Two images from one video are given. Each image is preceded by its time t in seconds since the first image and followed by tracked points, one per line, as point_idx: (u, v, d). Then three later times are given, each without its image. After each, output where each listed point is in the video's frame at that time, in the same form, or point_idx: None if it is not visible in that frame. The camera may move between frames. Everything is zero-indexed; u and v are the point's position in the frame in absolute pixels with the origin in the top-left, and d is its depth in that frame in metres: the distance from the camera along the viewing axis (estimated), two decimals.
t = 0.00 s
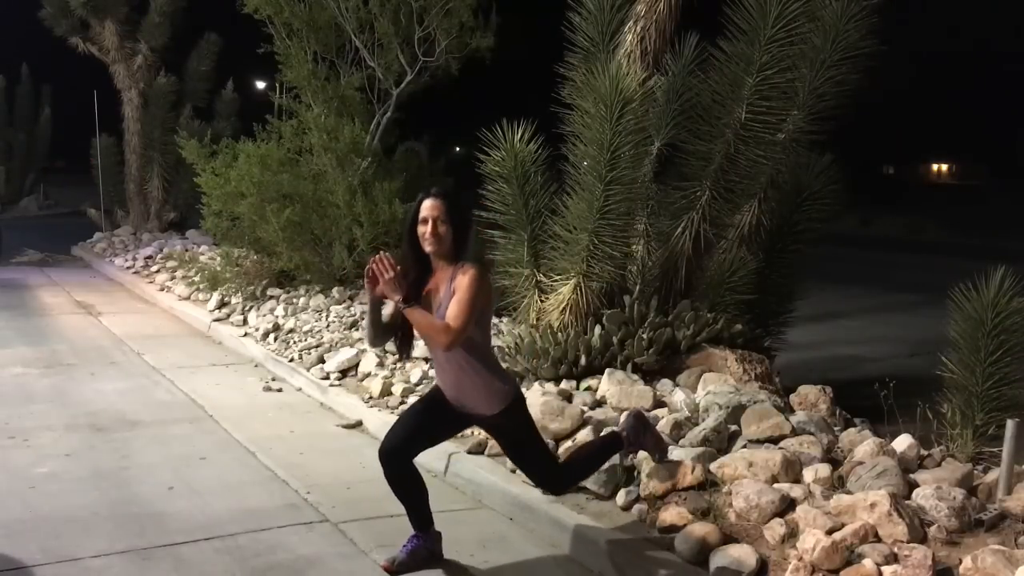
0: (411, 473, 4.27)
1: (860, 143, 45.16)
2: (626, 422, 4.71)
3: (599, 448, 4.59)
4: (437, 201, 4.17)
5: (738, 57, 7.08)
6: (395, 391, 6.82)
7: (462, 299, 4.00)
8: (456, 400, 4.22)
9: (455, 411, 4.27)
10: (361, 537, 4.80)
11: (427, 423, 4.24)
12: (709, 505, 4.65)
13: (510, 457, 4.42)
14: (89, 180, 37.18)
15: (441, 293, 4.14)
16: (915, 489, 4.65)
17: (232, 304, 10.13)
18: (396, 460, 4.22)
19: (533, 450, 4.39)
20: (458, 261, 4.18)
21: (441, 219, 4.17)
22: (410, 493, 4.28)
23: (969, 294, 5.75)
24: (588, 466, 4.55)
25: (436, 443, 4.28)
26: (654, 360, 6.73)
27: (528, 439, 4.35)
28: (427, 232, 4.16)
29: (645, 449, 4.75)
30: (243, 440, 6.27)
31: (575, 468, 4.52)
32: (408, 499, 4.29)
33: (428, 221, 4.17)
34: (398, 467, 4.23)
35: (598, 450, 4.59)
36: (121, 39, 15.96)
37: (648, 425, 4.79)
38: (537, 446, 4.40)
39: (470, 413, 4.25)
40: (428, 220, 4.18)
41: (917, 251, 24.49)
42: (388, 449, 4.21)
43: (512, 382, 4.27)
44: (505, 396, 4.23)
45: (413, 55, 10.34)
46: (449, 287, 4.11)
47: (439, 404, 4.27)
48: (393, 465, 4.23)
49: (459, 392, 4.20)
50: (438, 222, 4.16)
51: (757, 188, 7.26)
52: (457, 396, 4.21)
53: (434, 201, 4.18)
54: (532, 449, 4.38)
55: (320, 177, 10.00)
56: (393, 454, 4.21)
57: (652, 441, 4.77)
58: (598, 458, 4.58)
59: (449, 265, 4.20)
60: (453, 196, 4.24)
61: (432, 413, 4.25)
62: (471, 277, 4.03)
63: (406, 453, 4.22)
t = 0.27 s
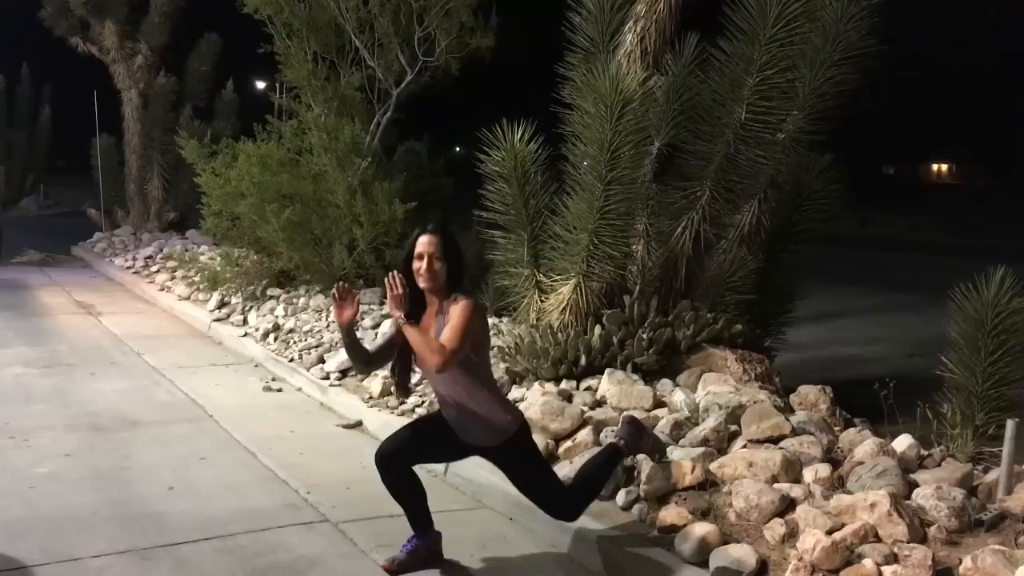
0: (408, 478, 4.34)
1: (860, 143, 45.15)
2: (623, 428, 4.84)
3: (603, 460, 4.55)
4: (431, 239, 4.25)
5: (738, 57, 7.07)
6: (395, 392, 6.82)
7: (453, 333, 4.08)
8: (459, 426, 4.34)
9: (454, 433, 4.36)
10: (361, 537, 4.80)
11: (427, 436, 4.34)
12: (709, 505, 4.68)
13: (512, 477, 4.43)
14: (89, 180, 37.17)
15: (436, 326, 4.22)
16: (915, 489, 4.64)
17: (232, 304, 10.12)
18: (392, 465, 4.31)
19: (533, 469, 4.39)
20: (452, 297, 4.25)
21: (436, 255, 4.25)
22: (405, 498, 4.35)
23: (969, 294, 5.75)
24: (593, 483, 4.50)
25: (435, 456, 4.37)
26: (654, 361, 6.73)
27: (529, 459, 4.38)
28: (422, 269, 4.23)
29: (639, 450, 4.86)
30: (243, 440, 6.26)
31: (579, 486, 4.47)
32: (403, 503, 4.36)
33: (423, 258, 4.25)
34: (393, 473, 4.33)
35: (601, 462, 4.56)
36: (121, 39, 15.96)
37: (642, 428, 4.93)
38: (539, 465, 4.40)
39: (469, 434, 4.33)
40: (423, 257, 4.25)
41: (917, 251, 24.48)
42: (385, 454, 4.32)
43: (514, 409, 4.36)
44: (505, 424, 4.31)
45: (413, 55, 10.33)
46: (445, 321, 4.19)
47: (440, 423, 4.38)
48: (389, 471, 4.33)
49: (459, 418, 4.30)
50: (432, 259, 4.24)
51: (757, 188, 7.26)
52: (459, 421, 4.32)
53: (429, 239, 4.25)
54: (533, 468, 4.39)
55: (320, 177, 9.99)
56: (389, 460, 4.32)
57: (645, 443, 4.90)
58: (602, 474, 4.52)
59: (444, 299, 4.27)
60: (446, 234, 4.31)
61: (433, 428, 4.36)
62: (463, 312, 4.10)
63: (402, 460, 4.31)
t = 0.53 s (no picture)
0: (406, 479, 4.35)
1: (860, 143, 45.16)
2: (626, 433, 4.68)
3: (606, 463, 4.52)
4: (429, 244, 4.24)
5: (738, 57, 7.07)
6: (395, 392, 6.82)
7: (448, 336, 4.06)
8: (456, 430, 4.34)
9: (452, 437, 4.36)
10: (361, 537, 4.80)
11: (425, 440, 4.35)
12: (709, 506, 4.67)
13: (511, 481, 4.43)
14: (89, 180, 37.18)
15: (433, 330, 4.21)
16: (915, 489, 4.65)
17: (232, 304, 10.13)
18: (390, 467, 4.32)
19: (533, 472, 4.39)
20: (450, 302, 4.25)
21: (434, 261, 4.24)
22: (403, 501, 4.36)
23: (969, 294, 5.75)
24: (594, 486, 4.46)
25: (433, 460, 4.37)
26: (654, 360, 6.73)
27: (528, 462, 4.39)
28: (420, 275, 4.23)
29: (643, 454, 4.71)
30: (243, 440, 6.26)
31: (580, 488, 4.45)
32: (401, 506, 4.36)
33: (420, 263, 4.24)
34: (392, 476, 4.33)
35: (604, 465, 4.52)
36: (121, 39, 15.96)
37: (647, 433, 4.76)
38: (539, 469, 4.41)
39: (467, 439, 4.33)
40: (421, 262, 4.25)
41: (917, 251, 24.50)
42: (383, 456, 4.34)
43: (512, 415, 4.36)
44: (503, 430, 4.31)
45: (413, 55, 10.33)
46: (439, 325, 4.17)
47: (439, 427, 4.38)
48: (387, 473, 4.34)
49: (457, 422, 4.30)
50: (431, 265, 4.24)
51: (757, 188, 7.27)
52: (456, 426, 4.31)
53: (427, 244, 4.25)
54: (533, 471, 4.39)
55: (320, 177, 10.00)
56: (388, 462, 4.33)
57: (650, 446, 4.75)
58: (605, 475, 4.50)
59: (442, 305, 4.27)
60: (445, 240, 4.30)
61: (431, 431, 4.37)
62: (460, 316, 4.09)
63: (401, 462, 4.33)
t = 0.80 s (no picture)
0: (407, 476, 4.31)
1: (860, 143, 45.16)
2: (627, 426, 4.78)
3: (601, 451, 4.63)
4: (425, 212, 4.22)
5: (738, 57, 7.08)
6: (395, 392, 6.82)
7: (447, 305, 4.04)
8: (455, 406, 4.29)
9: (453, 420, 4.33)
10: (361, 537, 4.80)
11: (425, 429, 4.30)
12: (709, 505, 4.67)
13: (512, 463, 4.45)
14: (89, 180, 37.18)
15: (433, 301, 4.20)
16: (915, 489, 4.65)
17: (232, 304, 10.13)
18: (393, 464, 4.28)
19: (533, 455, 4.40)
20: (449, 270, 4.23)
21: (431, 229, 4.22)
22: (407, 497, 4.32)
23: (969, 294, 5.74)
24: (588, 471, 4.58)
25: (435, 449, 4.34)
26: (654, 360, 6.72)
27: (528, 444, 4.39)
28: (419, 243, 4.22)
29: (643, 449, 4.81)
30: (243, 440, 6.26)
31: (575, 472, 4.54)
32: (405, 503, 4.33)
33: (419, 232, 4.23)
34: (395, 472, 4.29)
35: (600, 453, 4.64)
36: (121, 39, 15.96)
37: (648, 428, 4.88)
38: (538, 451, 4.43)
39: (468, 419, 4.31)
40: (419, 231, 4.23)
41: (917, 251, 24.49)
42: (384, 453, 4.27)
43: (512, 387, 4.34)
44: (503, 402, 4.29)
45: (413, 55, 10.33)
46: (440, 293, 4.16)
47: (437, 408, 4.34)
48: (390, 467, 4.29)
49: (456, 397, 4.26)
50: (428, 233, 4.22)
51: (757, 188, 7.27)
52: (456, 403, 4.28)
53: (424, 211, 4.24)
54: (533, 454, 4.40)
55: (320, 177, 10.00)
56: (390, 458, 4.27)
57: (650, 442, 4.85)
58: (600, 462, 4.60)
59: (441, 275, 4.25)
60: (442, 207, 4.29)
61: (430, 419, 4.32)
62: (460, 284, 4.08)
63: (403, 457, 4.28)
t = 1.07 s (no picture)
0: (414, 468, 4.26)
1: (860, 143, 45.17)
2: (634, 420, 4.56)
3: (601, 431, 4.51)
4: (426, 168, 4.12)
5: (737, 57, 7.08)
6: (395, 392, 6.82)
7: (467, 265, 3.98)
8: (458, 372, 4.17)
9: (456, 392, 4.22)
10: (361, 537, 4.80)
11: (431, 410, 4.20)
12: (709, 505, 4.67)
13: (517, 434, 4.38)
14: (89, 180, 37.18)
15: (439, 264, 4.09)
16: (915, 489, 4.65)
17: (232, 304, 10.13)
18: (404, 453, 4.22)
19: (538, 424, 4.34)
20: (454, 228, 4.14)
21: (433, 187, 4.11)
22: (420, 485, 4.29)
23: (969, 294, 5.74)
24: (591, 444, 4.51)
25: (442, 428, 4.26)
26: (654, 360, 6.72)
27: (532, 413, 4.31)
28: (422, 201, 4.12)
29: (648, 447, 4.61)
30: (243, 440, 6.27)
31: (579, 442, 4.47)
32: (416, 494, 4.29)
33: (421, 189, 4.12)
34: (406, 460, 4.24)
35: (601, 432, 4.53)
36: (121, 39, 15.97)
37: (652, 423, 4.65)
38: (541, 420, 4.34)
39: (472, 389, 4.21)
40: (421, 187, 4.13)
41: (917, 251, 24.51)
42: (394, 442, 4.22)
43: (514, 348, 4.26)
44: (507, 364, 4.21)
45: (413, 55, 10.33)
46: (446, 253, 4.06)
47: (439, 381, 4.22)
48: (403, 456, 4.23)
49: (458, 362, 4.14)
50: (430, 189, 4.11)
51: (757, 188, 7.27)
52: (458, 371, 4.15)
53: (425, 168, 4.13)
54: (538, 424, 4.34)
55: (320, 177, 10.00)
56: (401, 448, 4.22)
57: (655, 438, 4.65)
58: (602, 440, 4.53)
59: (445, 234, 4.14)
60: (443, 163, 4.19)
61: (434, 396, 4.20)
62: (471, 242, 4.01)
63: (412, 444, 4.21)
